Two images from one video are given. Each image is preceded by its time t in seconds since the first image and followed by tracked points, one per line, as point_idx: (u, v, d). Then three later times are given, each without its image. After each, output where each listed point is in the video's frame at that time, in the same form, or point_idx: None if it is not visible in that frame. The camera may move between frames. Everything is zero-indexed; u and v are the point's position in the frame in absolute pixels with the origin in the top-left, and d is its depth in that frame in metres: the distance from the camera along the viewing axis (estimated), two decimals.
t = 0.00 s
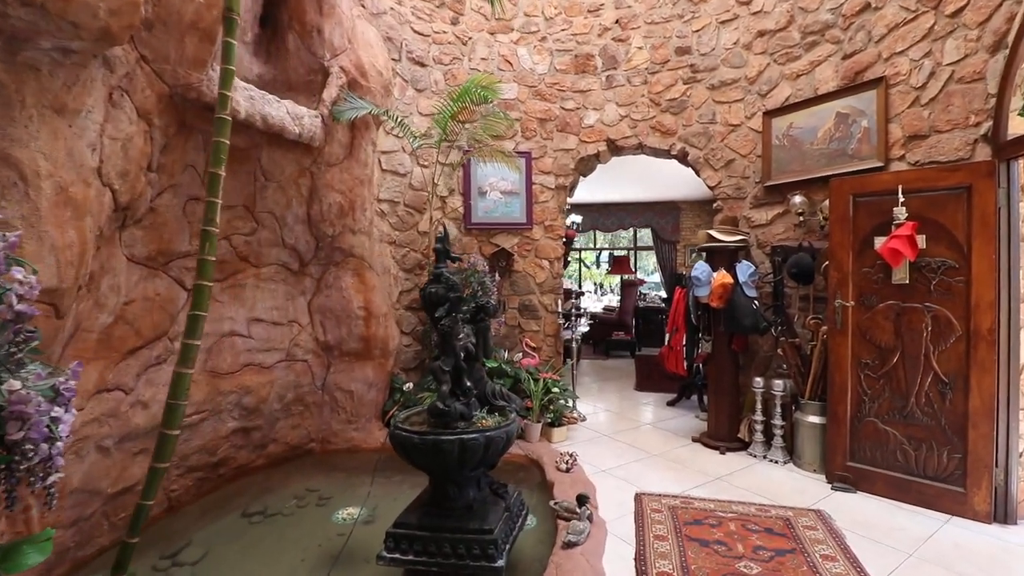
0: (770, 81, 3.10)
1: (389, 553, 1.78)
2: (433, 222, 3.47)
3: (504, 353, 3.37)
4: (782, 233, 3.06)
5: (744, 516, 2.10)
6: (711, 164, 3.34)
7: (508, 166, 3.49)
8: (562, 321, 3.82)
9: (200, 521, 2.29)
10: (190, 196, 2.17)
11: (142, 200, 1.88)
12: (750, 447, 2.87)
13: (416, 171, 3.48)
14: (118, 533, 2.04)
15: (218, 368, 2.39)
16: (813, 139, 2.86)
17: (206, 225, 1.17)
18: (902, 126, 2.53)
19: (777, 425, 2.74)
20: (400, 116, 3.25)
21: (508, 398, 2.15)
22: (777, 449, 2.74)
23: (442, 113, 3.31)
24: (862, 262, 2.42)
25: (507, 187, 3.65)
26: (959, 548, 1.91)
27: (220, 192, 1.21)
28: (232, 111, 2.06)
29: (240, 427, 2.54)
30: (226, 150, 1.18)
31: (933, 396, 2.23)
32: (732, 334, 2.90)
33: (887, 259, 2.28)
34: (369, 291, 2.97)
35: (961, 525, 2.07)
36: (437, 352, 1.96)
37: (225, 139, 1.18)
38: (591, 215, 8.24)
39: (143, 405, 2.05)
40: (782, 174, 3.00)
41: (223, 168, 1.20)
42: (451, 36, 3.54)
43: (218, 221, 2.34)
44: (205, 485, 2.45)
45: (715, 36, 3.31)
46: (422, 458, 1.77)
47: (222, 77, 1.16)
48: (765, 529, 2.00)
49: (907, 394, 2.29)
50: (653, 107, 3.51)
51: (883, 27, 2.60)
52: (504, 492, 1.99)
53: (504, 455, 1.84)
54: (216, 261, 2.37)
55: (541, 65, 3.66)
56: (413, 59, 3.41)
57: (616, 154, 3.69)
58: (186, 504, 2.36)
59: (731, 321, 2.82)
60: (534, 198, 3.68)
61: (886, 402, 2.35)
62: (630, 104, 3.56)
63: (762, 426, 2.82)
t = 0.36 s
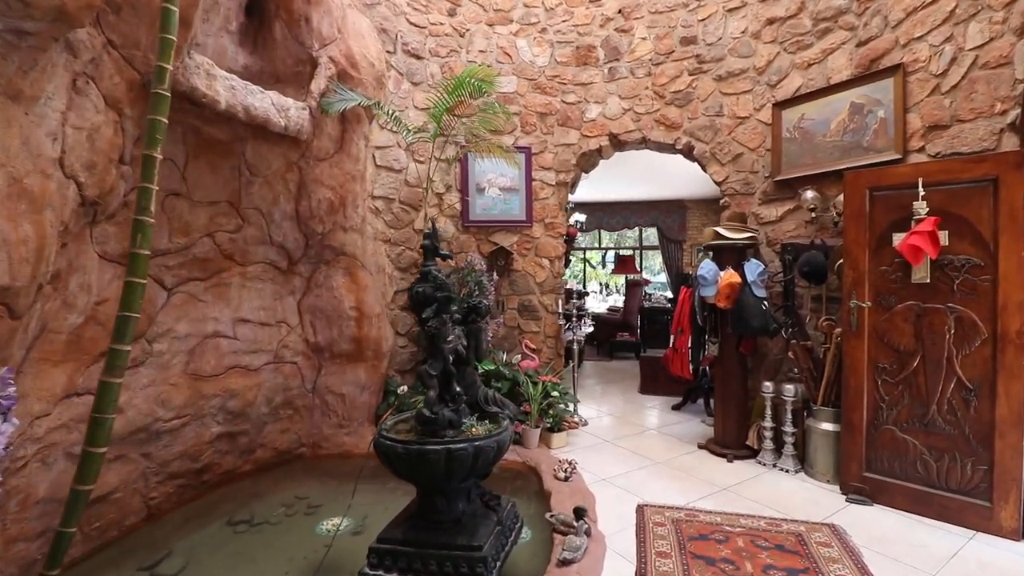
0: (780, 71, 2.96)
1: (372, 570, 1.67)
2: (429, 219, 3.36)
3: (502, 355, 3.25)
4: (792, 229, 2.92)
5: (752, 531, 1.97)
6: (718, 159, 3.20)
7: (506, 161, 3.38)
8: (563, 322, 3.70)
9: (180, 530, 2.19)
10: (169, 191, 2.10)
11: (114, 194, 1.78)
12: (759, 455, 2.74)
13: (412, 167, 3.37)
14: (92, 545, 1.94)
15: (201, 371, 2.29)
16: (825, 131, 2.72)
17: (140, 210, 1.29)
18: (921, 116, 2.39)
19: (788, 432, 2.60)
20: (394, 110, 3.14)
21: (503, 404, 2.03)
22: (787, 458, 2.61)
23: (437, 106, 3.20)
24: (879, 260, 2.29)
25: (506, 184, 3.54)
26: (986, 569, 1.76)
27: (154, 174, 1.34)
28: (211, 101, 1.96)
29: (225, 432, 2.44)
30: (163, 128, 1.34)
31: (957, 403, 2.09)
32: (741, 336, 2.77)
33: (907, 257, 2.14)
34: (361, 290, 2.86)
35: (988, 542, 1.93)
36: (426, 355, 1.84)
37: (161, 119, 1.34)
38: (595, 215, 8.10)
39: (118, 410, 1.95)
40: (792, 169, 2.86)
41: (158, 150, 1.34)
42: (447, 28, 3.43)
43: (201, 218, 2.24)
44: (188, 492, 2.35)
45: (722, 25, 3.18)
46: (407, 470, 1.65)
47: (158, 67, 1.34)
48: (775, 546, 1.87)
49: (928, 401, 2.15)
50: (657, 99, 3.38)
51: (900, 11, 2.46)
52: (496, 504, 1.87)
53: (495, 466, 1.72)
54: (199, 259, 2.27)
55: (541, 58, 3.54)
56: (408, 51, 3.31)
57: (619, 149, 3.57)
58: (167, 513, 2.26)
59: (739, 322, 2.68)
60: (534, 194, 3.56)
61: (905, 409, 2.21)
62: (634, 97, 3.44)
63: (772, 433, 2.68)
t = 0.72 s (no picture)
0: (794, 55, 2.79)
1: None
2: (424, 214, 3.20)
3: (500, 357, 3.11)
4: (807, 223, 2.75)
5: (768, 549, 1.81)
6: (728, 149, 3.04)
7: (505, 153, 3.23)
8: (566, 321, 3.55)
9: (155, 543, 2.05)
10: (141, 182, 1.96)
11: (73, 184, 1.65)
12: (773, 463, 2.57)
13: (406, 161, 3.23)
14: (57, 561, 1.81)
15: (177, 374, 2.16)
16: (843, 119, 2.55)
17: (32, 186, 1.01)
18: (949, 100, 2.22)
19: (804, 440, 2.44)
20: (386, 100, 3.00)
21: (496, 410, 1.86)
22: (803, 467, 2.44)
23: (430, 95, 3.05)
24: (904, 255, 2.12)
25: (506, 177, 3.39)
26: None
27: (53, 144, 1.04)
28: (182, 85, 1.83)
29: (205, 439, 2.30)
30: (63, 88, 1.04)
31: (991, 410, 1.92)
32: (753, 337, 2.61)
33: (936, 251, 1.97)
34: (351, 289, 2.72)
35: None
36: (409, 359, 1.68)
37: (63, 79, 1.04)
38: (600, 213, 7.94)
39: (83, 417, 1.82)
40: (808, 159, 2.70)
41: (58, 115, 1.04)
42: (443, 16, 3.29)
43: (176, 212, 2.11)
44: (166, 503, 2.21)
45: (731, 8, 3.01)
46: (388, 485, 1.50)
47: (61, 16, 1.04)
48: (793, 567, 1.71)
49: (959, 408, 1.98)
50: (663, 88, 3.22)
51: None
52: (487, 520, 1.73)
53: (486, 480, 1.57)
54: (176, 256, 2.14)
55: (541, 46, 3.39)
56: (403, 39, 3.17)
57: (623, 141, 3.41)
58: (142, 525, 2.13)
59: (751, 321, 2.52)
60: (534, 188, 3.41)
61: (934, 417, 2.04)
62: (639, 86, 3.28)
63: (786, 440, 2.52)
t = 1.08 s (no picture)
0: (812, 38, 2.59)
1: None
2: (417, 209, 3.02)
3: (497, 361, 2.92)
4: (827, 219, 2.55)
5: None
6: (740, 140, 2.84)
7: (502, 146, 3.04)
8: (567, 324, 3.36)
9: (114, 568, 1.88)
10: (96, 172, 1.81)
11: (11, 173, 1.51)
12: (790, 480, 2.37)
13: (398, 154, 3.05)
14: None
15: (141, 383, 1.98)
16: (867, 106, 2.35)
17: None
18: (986, 83, 2.02)
19: (824, 455, 2.24)
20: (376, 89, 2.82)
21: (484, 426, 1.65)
22: (824, 485, 2.24)
23: (421, 83, 2.86)
24: (939, 254, 1.91)
25: (504, 172, 3.20)
26: None
27: None
28: (138, 65, 1.65)
29: (174, 452, 2.13)
30: None
31: None
32: (768, 343, 2.41)
33: (976, 249, 1.76)
34: (336, 290, 2.54)
35: None
36: (384, 371, 1.49)
37: None
38: (605, 211, 7.75)
39: (28, 432, 1.65)
40: (828, 150, 2.50)
41: None
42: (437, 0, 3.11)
43: (139, 206, 1.94)
44: (130, 522, 2.04)
45: None
46: (358, 515, 1.31)
47: None
48: None
49: (1001, 424, 1.78)
50: (671, 76, 3.03)
51: None
52: (474, 551, 1.52)
53: (469, 508, 1.38)
54: (139, 254, 1.96)
55: (541, 32, 3.20)
56: (394, 25, 2.99)
57: (628, 133, 3.22)
58: (102, 547, 1.96)
59: (768, 323, 2.33)
60: (533, 183, 3.22)
61: (972, 434, 1.84)
62: (645, 75, 3.08)
63: (805, 455, 2.32)
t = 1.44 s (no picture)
0: (825, 21, 2.41)
1: None
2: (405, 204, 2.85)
3: (490, 366, 2.75)
4: (842, 214, 2.37)
5: None
6: (748, 131, 2.66)
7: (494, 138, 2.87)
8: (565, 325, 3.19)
9: None
10: (41, 162, 1.67)
11: None
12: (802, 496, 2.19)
13: (385, 147, 2.89)
14: None
15: (97, 393, 1.83)
16: (885, 92, 2.17)
17: None
18: (1019, 64, 1.85)
19: (840, 471, 2.06)
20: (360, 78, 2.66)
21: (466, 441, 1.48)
22: (840, 503, 2.06)
23: (407, 71, 2.69)
24: (969, 252, 1.73)
25: (497, 166, 3.03)
26: None
27: None
28: (84, 43, 1.49)
29: (137, 466, 1.97)
30: None
31: None
32: (779, 348, 2.26)
33: (1011, 247, 1.58)
34: (315, 291, 2.37)
35: None
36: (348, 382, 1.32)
37: None
38: (607, 210, 7.57)
39: None
40: (843, 140, 2.32)
41: None
42: None
43: (94, 200, 1.80)
44: (88, 543, 1.88)
45: None
46: (314, 548, 1.15)
47: None
48: None
49: None
50: (674, 64, 2.85)
51: None
52: None
53: (442, 540, 1.21)
54: (96, 252, 1.81)
55: (537, 19, 3.03)
56: (380, 11, 2.83)
57: (629, 124, 3.05)
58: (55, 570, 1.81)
59: (779, 327, 2.15)
60: (528, 178, 3.05)
61: (1006, 451, 1.66)
62: (646, 63, 2.91)
63: (818, 469, 2.15)
